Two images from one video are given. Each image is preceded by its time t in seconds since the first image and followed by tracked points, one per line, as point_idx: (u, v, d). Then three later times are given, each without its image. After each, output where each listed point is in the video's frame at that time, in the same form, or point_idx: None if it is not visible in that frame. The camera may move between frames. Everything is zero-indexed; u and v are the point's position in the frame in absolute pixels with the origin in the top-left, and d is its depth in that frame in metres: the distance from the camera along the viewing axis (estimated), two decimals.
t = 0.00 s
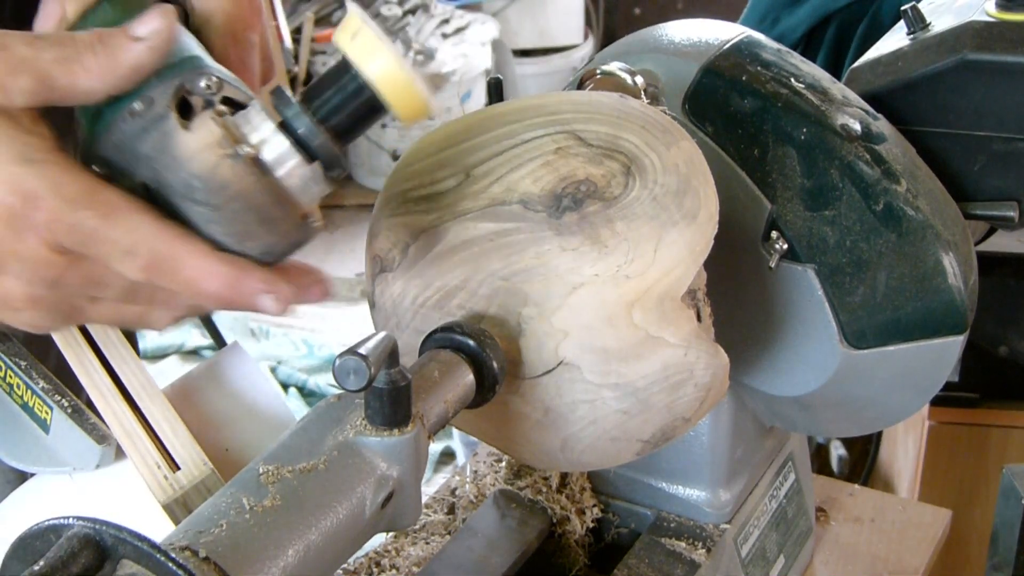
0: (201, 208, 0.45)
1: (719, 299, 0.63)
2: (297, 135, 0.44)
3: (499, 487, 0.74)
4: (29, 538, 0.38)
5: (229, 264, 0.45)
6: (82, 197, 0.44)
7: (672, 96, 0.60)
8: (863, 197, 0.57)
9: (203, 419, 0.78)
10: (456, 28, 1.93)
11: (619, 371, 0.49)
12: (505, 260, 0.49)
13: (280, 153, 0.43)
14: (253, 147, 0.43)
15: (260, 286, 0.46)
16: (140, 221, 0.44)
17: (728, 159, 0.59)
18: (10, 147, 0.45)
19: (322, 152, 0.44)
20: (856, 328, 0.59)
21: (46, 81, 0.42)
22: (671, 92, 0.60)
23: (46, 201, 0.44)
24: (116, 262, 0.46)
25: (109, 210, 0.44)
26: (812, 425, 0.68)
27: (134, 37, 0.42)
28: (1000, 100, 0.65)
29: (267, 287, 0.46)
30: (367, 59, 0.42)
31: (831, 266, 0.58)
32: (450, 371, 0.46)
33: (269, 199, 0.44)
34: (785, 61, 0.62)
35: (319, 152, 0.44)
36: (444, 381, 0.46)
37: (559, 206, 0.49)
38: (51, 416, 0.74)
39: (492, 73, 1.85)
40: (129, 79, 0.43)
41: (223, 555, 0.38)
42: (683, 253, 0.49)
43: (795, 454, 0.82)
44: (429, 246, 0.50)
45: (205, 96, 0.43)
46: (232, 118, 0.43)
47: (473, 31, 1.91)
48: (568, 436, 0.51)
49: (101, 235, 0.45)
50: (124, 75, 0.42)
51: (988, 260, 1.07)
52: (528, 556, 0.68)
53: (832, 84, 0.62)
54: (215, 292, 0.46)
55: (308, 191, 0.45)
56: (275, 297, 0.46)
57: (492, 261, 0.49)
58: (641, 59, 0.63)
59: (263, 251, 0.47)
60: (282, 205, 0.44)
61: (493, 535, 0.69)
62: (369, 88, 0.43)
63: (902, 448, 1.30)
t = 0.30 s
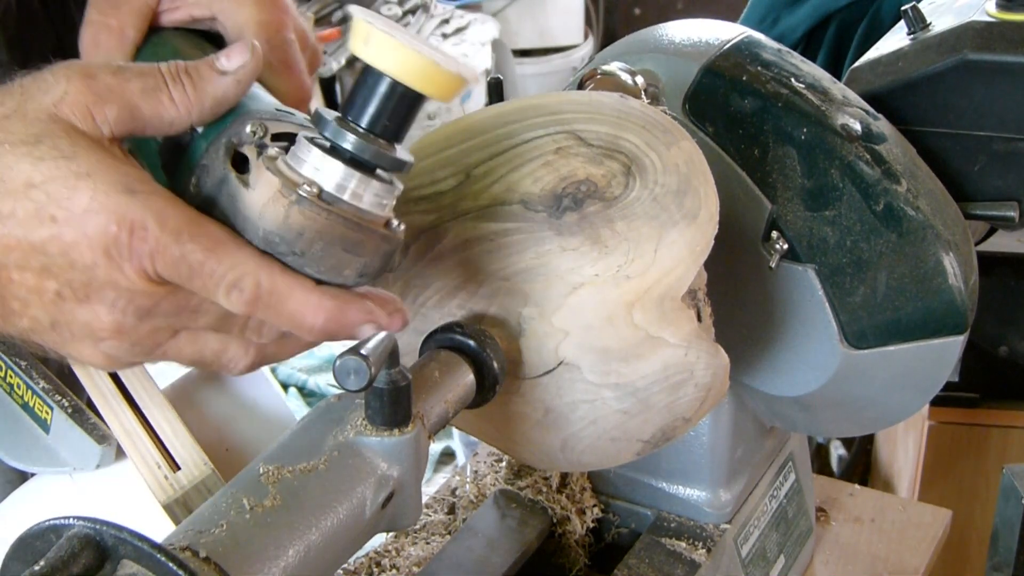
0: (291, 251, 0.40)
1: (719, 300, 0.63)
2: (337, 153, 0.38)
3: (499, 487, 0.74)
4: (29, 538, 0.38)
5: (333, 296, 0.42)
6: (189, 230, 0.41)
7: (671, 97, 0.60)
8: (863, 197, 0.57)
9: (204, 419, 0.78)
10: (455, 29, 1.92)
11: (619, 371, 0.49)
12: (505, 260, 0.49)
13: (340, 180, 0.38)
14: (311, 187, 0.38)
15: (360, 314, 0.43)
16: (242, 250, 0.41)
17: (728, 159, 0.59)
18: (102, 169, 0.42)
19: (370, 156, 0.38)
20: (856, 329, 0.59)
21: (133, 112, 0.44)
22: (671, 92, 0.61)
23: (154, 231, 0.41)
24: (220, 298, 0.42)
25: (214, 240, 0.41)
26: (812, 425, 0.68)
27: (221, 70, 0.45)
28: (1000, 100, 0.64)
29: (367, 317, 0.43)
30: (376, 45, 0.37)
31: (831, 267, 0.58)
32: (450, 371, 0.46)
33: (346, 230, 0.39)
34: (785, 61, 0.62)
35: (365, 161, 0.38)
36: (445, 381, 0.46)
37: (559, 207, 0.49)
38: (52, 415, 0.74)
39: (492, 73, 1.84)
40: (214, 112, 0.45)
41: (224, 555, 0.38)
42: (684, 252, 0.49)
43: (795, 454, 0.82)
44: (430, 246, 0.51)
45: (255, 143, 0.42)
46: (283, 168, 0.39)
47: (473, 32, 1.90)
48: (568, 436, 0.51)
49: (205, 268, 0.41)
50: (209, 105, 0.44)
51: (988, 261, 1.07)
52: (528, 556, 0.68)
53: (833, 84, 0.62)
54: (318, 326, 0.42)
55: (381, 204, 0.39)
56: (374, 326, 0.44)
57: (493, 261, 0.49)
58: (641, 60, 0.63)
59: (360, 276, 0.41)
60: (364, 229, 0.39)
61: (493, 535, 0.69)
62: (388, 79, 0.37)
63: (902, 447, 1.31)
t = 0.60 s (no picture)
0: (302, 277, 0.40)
1: (719, 300, 0.63)
2: (308, 176, 0.37)
3: (499, 487, 0.74)
4: (29, 538, 0.38)
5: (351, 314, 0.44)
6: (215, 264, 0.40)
7: (671, 96, 0.60)
8: (863, 196, 0.57)
9: (202, 419, 0.79)
10: (455, 28, 1.92)
11: (619, 371, 0.49)
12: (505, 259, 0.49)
13: (315, 206, 0.37)
14: (294, 218, 0.37)
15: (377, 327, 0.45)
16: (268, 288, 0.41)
17: (728, 159, 0.59)
18: (122, 201, 0.39)
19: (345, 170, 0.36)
20: (856, 328, 0.59)
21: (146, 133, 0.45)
22: (671, 92, 0.60)
23: (180, 266, 0.39)
24: (246, 333, 0.42)
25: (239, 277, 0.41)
26: (812, 425, 0.68)
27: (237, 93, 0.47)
28: (1000, 100, 0.64)
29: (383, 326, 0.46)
30: (297, 68, 0.34)
31: (831, 267, 0.58)
32: (450, 371, 0.46)
33: (340, 247, 0.38)
34: (785, 61, 0.62)
35: (340, 177, 0.37)
36: (444, 382, 0.46)
37: (559, 206, 0.49)
38: (52, 415, 0.74)
39: (491, 73, 1.84)
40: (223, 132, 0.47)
41: (224, 554, 0.38)
42: (683, 253, 0.49)
43: (795, 454, 0.82)
44: (429, 246, 0.50)
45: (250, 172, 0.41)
46: (267, 201, 0.38)
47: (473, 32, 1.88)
48: (568, 436, 0.51)
49: (232, 305, 0.41)
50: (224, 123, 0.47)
51: (988, 261, 1.07)
52: (528, 556, 0.68)
53: (833, 84, 0.62)
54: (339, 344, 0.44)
55: (372, 205, 0.39)
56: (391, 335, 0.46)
57: (493, 261, 0.49)
58: (640, 59, 0.63)
59: (371, 281, 0.41)
60: (357, 240, 0.38)
61: (493, 535, 0.69)
62: (326, 98, 0.35)
63: (902, 448, 1.31)
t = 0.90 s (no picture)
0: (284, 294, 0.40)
1: (719, 299, 0.63)
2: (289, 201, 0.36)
3: (499, 487, 0.74)
4: (29, 538, 0.38)
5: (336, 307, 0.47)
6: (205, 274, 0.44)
7: (671, 97, 0.60)
8: (863, 196, 0.57)
9: (201, 418, 0.79)
10: (455, 29, 1.92)
11: (619, 371, 0.49)
12: (505, 259, 0.49)
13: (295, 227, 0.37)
14: (273, 242, 0.37)
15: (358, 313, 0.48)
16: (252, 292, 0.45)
17: (728, 159, 0.59)
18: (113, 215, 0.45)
19: (330, 204, 0.36)
20: (857, 328, 0.59)
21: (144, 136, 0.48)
22: (671, 92, 0.61)
23: (171, 276, 0.44)
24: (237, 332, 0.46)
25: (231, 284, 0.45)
26: (812, 425, 0.68)
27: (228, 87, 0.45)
28: (1000, 100, 0.64)
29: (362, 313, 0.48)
30: (271, 108, 0.34)
31: (831, 266, 0.58)
32: (450, 371, 0.46)
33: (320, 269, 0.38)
34: (785, 61, 0.62)
35: (322, 205, 0.36)
36: (443, 383, 0.46)
37: (559, 206, 0.49)
38: (52, 415, 0.74)
39: (491, 73, 1.84)
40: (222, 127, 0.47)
41: (223, 555, 0.38)
42: (683, 253, 0.49)
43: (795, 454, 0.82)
44: (430, 246, 0.51)
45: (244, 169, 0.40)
46: (251, 217, 0.38)
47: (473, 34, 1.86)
48: (568, 436, 0.51)
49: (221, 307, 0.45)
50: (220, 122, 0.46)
51: (988, 261, 1.07)
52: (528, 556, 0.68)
53: (833, 84, 0.62)
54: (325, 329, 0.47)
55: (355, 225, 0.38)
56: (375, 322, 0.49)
57: (493, 261, 0.49)
58: (640, 60, 0.63)
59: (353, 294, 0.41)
60: (334, 264, 0.38)
61: (493, 535, 0.69)
62: (304, 138, 0.35)
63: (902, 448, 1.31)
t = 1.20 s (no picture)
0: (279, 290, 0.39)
1: (719, 300, 0.63)
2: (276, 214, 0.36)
3: (498, 487, 0.74)
4: (29, 538, 0.38)
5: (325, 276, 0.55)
6: (215, 252, 0.53)
7: (671, 97, 0.61)
8: (863, 196, 0.57)
9: (201, 416, 0.79)
10: (455, 28, 1.92)
11: (619, 370, 0.49)
12: (504, 259, 0.49)
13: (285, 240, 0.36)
14: (263, 247, 0.37)
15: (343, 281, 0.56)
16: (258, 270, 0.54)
17: (728, 159, 0.59)
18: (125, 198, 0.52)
19: (306, 213, 0.35)
20: (857, 328, 0.59)
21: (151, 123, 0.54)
22: (671, 93, 0.61)
23: (185, 255, 0.52)
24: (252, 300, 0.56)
25: (237, 260, 0.54)
26: (812, 425, 0.68)
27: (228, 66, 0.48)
28: (1000, 100, 0.64)
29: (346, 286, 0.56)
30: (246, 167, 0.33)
31: (831, 266, 0.58)
32: (450, 371, 0.46)
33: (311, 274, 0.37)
34: (785, 61, 0.62)
35: (307, 220, 0.35)
36: (443, 384, 0.45)
37: (559, 206, 0.49)
38: (52, 415, 0.73)
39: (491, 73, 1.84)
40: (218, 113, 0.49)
41: (223, 555, 0.38)
42: (684, 253, 0.49)
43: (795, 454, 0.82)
44: (429, 246, 0.51)
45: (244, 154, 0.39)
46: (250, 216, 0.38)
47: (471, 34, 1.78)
48: (568, 436, 0.51)
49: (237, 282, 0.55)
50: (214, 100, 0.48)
51: (988, 261, 1.07)
52: (528, 556, 0.68)
53: (833, 84, 0.62)
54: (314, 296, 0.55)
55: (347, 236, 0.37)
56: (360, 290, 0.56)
57: (493, 261, 0.49)
58: (641, 60, 0.63)
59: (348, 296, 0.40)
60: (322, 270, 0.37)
61: (493, 536, 0.69)
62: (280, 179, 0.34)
63: (902, 448, 1.31)
